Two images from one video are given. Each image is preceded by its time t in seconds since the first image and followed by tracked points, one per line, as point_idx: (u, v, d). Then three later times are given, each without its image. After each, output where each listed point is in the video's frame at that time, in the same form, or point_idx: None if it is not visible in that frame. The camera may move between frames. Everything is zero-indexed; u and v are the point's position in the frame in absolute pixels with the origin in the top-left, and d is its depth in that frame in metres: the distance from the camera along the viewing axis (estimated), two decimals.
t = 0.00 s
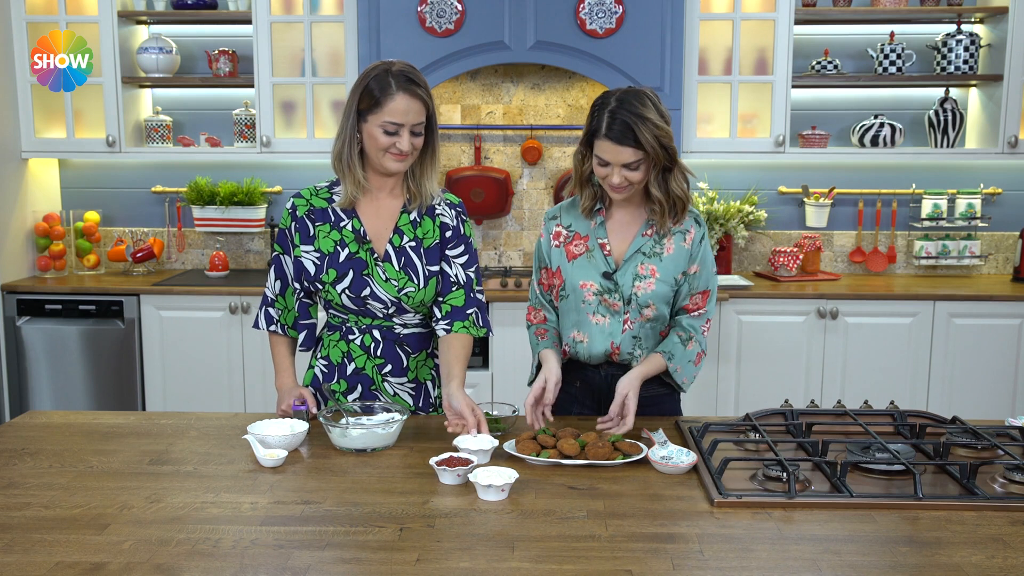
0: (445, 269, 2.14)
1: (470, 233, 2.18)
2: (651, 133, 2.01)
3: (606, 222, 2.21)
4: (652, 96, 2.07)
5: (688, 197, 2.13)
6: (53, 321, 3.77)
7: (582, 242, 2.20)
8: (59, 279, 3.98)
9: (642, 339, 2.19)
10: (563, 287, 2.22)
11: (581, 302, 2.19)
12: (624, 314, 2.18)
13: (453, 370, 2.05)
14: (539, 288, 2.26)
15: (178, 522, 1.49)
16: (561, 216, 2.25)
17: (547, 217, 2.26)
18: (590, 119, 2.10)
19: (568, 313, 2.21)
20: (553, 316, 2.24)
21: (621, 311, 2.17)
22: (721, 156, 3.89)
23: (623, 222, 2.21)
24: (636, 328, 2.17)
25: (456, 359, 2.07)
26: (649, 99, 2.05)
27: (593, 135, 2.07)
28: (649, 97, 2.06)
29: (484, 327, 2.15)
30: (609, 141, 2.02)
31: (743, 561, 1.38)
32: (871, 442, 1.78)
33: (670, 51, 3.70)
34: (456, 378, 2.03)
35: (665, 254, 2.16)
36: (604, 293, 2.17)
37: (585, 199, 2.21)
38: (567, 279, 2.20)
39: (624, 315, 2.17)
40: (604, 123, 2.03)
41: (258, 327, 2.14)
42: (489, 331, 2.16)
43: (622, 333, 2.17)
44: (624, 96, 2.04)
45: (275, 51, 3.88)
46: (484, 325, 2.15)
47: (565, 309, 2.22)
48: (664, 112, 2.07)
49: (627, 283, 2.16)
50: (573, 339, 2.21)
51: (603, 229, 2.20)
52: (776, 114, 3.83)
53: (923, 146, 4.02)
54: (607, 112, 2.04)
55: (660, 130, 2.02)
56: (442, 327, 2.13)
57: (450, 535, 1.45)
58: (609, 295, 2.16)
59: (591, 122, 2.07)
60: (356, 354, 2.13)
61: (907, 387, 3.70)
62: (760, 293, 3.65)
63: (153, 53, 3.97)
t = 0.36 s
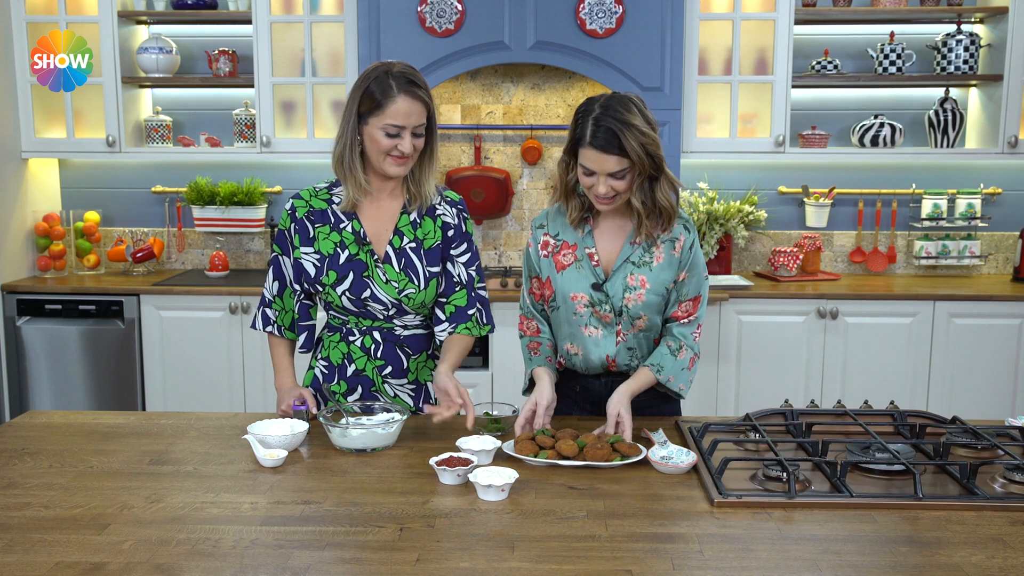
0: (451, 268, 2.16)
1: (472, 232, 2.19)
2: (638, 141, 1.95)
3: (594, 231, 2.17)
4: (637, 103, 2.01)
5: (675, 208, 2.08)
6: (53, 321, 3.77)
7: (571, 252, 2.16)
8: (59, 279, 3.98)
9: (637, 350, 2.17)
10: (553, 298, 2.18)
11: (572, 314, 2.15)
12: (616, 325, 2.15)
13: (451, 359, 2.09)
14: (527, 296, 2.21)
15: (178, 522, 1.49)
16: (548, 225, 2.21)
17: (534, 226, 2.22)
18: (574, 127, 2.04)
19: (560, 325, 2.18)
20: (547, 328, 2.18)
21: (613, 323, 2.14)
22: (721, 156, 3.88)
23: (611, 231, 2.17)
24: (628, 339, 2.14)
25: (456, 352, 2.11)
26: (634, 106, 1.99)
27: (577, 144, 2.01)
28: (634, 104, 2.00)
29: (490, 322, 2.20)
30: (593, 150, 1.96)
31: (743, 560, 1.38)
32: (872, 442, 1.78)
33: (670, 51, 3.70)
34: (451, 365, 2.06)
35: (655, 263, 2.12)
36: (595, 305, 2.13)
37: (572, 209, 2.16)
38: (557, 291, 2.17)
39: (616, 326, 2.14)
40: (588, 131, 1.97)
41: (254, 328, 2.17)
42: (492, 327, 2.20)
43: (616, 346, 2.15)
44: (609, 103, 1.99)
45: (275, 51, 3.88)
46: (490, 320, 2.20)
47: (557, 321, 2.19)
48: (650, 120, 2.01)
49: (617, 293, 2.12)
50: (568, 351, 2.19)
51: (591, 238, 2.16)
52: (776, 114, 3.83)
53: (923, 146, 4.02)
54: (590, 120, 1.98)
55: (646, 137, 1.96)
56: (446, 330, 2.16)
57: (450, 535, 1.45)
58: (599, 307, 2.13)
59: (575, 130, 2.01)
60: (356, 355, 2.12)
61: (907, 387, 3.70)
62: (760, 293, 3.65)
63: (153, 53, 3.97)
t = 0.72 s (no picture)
0: (468, 264, 2.20)
1: (476, 228, 2.21)
2: (627, 150, 1.86)
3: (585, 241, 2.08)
4: (626, 110, 1.92)
5: (665, 218, 1.99)
6: (53, 321, 3.77)
7: (562, 263, 2.07)
8: (59, 279, 3.98)
9: (634, 358, 2.12)
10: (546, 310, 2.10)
11: (566, 326, 2.08)
12: (611, 335, 2.09)
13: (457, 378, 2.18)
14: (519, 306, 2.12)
15: (178, 522, 1.49)
16: (538, 235, 2.10)
17: (524, 236, 2.11)
18: (561, 134, 1.95)
19: (554, 338, 2.11)
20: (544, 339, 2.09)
21: (608, 334, 2.08)
22: (721, 156, 3.88)
23: (603, 242, 2.08)
24: (626, 348, 2.10)
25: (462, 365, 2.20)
26: (624, 113, 1.91)
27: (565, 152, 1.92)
28: (623, 111, 1.91)
29: (501, 313, 2.27)
30: (581, 158, 1.87)
31: (743, 560, 1.38)
32: (872, 442, 1.78)
33: (670, 51, 3.70)
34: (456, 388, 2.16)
35: (647, 274, 2.04)
36: (589, 317, 2.06)
37: (562, 220, 2.07)
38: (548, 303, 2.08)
39: (611, 336, 2.09)
40: (576, 139, 1.88)
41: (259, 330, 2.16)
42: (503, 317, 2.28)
43: (614, 356, 2.11)
44: (598, 110, 1.90)
45: (275, 51, 3.88)
46: (501, 310, 2.28)
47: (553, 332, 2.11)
48: (639, 127, 1.92)
49: (610, 305, 2.05)
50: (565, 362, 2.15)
51: (583, 249, 2.06)
52: (776, 114, 3.83)
53: (923, 146, 4.02)
54: (578, 127, 1.89)
55: (636, 145, 1.88)
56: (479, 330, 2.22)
57: (450, 535, 1.45)
58: (593, 319, 2.06)
59: (563, 137, 1.92)
60: (362, 353, 2.12)
61: (907, 387, 3.70)
62: (759, 293, 3.65)
63: (153, 53, 3.97)
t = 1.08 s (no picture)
0: (466, 265, 2.21)
1: (475, 228, 2.23)
2: (621, 150, 1.84)
3: (579, 247, 2.05)
4: (618, 112, 1.90)
5: (660, 221, 1.96)
6: (53, 321, 3.77)
7: (558, 269, 2.03)
8: (59, 279, 3.97)
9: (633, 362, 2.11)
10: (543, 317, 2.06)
11: (565, 331, 2.07)
12: (609, 340, 2.07)
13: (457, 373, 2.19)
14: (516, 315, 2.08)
15: (178, 522, 1.49)
16: (532, 242, 2.06)
17: (517, 244, 2.07)
18: (553, 137, 1.92)
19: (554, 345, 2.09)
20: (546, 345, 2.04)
21: (606, 340, 2.07)
22: (720, 156, 3.88)
23: (598, 247, 2.04)
24: (623, 352, 2.09)
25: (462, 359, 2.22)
26: (616, 115, 1.89)
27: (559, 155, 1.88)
28: (615, 112, 1.89)
29: (497, 315, 2.28)
30: (575, 159, 1.83)
31: (743, 560, 1.38)
32: (872, 441, 1.78)
33: (670, 52, 3.70)
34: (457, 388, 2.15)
35: (642, 277, 2.01)
36: (587, 323, 2.05)
37: (555, 227, 2.03)
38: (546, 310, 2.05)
39: (608, 340, 2.07)
40: (570, 141, 1.85)
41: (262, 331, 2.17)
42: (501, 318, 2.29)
43: (614, 360, 2.11)
44: (590, 112, 1.88)
45: (275, 51, 3.88)
46: (497, 313, 2.29)
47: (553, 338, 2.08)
48: (632, 129, 1.90)
49: (606, 310, 2.02)
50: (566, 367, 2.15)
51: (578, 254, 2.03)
52: (776, 114, 3.83)
53: (923, 146, 4.02)
54: (571, 130, 1.86)
55: (629, 146, 1.86)
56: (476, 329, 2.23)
57: (450, 534, 1.45)
58: (591, 325, 2.04)
59: (556, 140, 1.89)
60: (364, 349, 2.12)
61: (907, 386, 3.70)
62: (759, 293, 3.65)
63: (153, 53, 3.96)
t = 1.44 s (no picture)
0: (465, 262, 2.23)
1: (473, 226, 2.24)
2: (618, 149, 1.84)
3: (575, 251, 2.03)
4: (614, 113, 1.90)
5: (655, 223, 1.96)
6: (53, 320, 3.76)
7: (555, 272, 2.02)
8: (59, 279, 3.97)
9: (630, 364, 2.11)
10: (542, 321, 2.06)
11: (562, 335, 2.07)
12: (605, 344, 2.07)
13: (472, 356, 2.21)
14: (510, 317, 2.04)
15: (178, 521, 1.49)
16: (527, 245, 2.03)
17: (512, 245, 2.03)
18: (549, 138, 1.92)
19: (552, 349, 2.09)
20: (544, 346, 1.97)
21: (603, 343, 2.07)
22: (720, 155, 3.88)
23: (594, 251, 2.02)
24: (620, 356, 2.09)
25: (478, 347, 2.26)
26: (612, 116, 1.89)
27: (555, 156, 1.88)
28: (611, 113, 1.89)
29: (500, 309, 2.31)
30: (572, 159, 1.83)
31: (744, 558, 1.38)
32: (872, 440, 1.78)
33: (670, 51, 3.70)
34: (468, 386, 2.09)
35: (637, 280, 2.00)
36: (583, 327, 2.05)
37: (550, 232, 2.01)
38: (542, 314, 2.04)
39: (605, 345, 2.07)
40: (566, 141, 1.85)
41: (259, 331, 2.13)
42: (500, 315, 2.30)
43: (610, 364, 2.10)
44: (586, 113, 1.87)
45: (275, 50, 3.88)
46: (500, 308, 2.31)
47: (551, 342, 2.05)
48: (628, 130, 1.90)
49: (603, 314, 2.02)
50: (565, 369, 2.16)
51: (574, 258, 2.02)
52: (776, 113, 3.83)
53: (923, 145, 4.02)
54: (567, 130, 1.86)
55: (626, 146, 1.85)
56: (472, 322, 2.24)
57: (450, 533, 1.45)
58: (587, 328, 2.04)
59: (552, 141, 1.89)
60: (365, 347, 2.12)
61: (907, 385, 3.70)
62: (760, 293, 3.64)
63: (152, 52, 3.96)
